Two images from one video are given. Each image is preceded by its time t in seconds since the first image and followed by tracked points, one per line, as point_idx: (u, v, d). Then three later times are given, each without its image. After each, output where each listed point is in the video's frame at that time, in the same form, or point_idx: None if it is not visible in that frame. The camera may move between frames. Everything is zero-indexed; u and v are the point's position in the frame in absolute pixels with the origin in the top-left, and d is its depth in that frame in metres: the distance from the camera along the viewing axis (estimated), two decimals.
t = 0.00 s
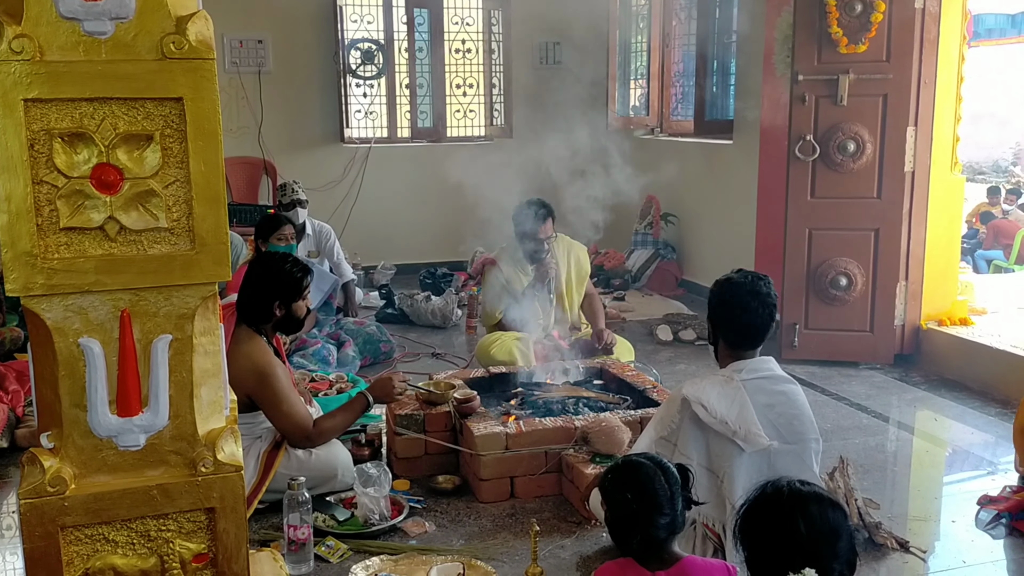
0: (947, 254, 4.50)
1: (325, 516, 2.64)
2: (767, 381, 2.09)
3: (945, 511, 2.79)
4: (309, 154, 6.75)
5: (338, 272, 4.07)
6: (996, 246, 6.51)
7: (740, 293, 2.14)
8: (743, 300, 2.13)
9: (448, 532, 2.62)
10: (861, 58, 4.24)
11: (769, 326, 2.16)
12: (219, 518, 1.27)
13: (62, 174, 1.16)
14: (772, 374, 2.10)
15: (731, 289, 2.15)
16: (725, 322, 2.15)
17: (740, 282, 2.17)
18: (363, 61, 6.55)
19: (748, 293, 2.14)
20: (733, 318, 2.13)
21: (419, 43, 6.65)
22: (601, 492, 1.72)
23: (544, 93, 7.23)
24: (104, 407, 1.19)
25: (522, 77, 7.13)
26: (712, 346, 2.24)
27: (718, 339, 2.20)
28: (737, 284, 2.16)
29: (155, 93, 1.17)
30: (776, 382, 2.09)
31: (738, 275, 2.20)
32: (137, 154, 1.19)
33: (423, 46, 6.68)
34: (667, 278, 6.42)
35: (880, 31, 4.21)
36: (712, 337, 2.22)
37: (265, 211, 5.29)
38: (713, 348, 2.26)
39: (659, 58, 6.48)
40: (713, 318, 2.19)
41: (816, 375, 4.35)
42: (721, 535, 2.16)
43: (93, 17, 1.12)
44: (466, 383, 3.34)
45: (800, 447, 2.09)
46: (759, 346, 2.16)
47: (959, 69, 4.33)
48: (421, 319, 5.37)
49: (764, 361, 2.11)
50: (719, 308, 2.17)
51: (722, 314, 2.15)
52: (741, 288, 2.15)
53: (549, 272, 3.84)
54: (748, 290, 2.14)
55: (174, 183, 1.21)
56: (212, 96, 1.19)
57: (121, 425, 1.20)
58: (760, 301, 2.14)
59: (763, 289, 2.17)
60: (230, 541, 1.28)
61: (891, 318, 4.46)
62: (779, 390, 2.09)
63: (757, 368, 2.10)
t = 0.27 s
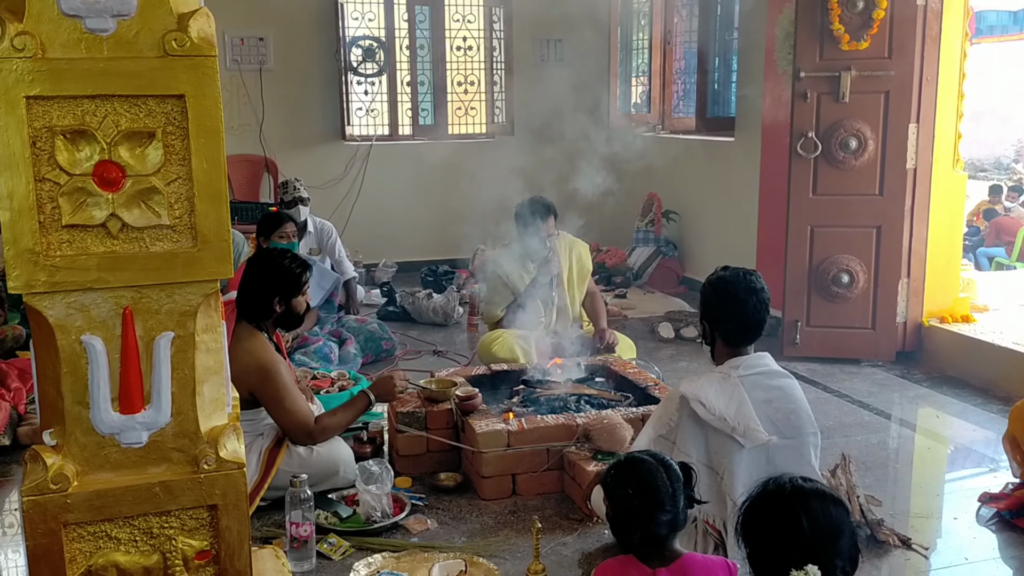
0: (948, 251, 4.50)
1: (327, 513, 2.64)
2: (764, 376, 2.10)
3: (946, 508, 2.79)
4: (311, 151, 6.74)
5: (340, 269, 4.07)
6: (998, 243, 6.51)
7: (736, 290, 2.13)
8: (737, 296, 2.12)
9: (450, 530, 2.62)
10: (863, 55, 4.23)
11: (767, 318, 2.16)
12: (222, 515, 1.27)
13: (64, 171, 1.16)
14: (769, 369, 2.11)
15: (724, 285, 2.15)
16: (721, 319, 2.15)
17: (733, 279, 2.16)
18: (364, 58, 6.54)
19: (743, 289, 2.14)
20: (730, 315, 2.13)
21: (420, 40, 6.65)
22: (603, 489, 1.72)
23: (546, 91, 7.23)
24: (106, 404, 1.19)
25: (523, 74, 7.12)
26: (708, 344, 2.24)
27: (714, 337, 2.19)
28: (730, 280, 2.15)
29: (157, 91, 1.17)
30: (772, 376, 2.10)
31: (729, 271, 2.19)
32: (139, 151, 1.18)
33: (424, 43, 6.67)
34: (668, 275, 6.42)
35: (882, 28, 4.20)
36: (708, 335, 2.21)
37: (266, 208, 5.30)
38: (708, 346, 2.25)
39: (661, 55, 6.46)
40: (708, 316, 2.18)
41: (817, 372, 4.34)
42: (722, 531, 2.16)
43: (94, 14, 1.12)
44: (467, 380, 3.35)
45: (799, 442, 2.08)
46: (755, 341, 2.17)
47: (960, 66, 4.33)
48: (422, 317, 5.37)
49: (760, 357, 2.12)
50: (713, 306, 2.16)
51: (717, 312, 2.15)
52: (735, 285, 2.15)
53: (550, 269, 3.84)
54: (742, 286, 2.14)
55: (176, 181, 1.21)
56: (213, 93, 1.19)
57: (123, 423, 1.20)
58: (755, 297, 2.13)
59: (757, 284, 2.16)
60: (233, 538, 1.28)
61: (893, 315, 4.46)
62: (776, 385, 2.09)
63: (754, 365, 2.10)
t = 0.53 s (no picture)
0: (950, 250, 4.50)
1: (328, 513, 2.64)
2: (761, 374, 2.09)
3: (948, 508, 2.79)
4: (312, 151, 6.74)
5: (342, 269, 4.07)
6: (999, 242, 6.51)
7: (732, 290, 2.13)
8: (733, 296, 2.12)
9: (451, 530, 2.62)
10: (864, 54, 4.23)
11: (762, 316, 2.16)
12: (223, 515, 1.27)
13: (65, 172, 1.16)
14: (765, 367, 2.10)
15: (719, 286, 2.14)
16: (717, 321, 2.14)
17: (727, 279, 2.16)
18: (365, 58, 6.54)
19: (739, 289, 2.14)
20: (727, 316, 2.13)
21: (421, 40, 6.65)
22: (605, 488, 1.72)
23: (547, 90, 7.22)
24: (107, 404, 1.19)
25: (524, 74, 7.12)
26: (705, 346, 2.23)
27: (710, 337, 2.19)
28: (725, 280, 2.15)
29: (158, 91, 1.17)
30: (770, 374, 2.10)
31: (721, 271, 2.19)
32: (141, 152, 1.19)
33: (425, 43, 6.67)
34: (669, 275, 6.42)
35: (883, 27, 4.20)
36: (704, 336, 2.21)
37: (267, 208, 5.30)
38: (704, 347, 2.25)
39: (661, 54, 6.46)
40: (704, 317, 2.18)
41: (818, 371, 4.34)
42: (722, 529, 2.17)
43: (95, 15, 1.12)
44: (468, 379, 3.34)
45: (797, 439, 2.09)
46: (751, 340, 2.17)
47: (962, 65, 4.33)
48: (423, 317, 5.38)
49: (757, 355, 2.11)
50: (709, 308, 2.15)
51: (713, 313, 2.14)
52: (729, 285, 2.14)
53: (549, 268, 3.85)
54: (737, 286, 2.13)
55: (177, 181, 1.21)
56: (214, 93, 1.19)
57: (125, 423, 1.20)
58: (750, 297, 2.13)
59: (751, 284, 2.16)
60: (234, 537, 1.28)
61: (894, 314, 4.45)
62: (773, 383, 2.09)
63: (750, 363, 2.09)
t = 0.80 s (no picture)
0: (951, 250, 4.50)
1: (329, 513, 2.64)
2: (756, 372, 2.10)
3: (949, 508, 2.78)
4: (312, 151, 6.75)
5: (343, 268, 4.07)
6: (1001, 242, 6.50)
7: (726, 292, 2.13)
8: (727, 298, 2.12)
9: (452, 529, 2.62)
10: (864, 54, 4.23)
11: (756, 315, 2.16)
12: (224, 515, 1.27)
13: (66, 172, 1.16)
14: (760, 365, 2.11)
15: (712, 288, 2.14)
16: (712, 322, 2.14)
17: (719, 280, 2.15)
18: (366, 58, 6.55)
19: (733, 291, 2.13)
20: (721, 318, 2.13)
21: (422, 40, 6.65)
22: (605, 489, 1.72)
23: (547, 90, 7.22)
24: (108, 404, 1.19)
25: (524, 74, 7.12)
26: (699, 346, 2.24)
27: (705, 338, 2.19)
28: (717, 282, 2.14)
29: (158, 91, 1.17)
30: (765, 372, 2.10)
31: (713, 272, 2.19)
32: (142, 152, 1.19)
33: (425, 42, 6.67)
34: (670, 274, 6.42)
35: (884, 27, 4.19)
36: (699, 337, 2.21)
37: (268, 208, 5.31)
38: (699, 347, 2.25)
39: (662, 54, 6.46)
40: (698, 318, 2.17)
41: (819, 371, 4.34)
42: (722, 528, 2.16)
43: (96, 15, 1.12)
44: (469, 379, 3.34)
45: (795, 436, 2.08)
46: (745, 339, 2.17)
47: (963, 65, 4.32)
48: (424, 316, 5.38)
49: (751, 353, 2.13)
50: (704, 310, 2.15)
51: (708, 315, 2.14)
52: (723, 287, 2.14)
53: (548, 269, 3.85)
54: (730, 288, 2.13)
55: (178, 181, 1.21)
56: (215, 93, 1.19)
57: (125, 423, 1.20)
58: (744, 298, 2.13)
59: (743, 284, 2.15)
60: (235, 537, 1.28)
61: (895, 314, 4.45)
62: (768, 380, 2.09)
63: (745, 362, 2.11)
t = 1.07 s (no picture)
0: (950, 248, 4.50)
1: (329, 512, 2.64)
2: (747, 367, 2.11)
3: (949, 506, 2.79)
4: (312, 150, 6.75)
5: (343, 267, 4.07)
6: (1000, 241, 6.50)
7: (715, 293, 2.12)
8: (716, 299, 2.11)
9: (452, 529, 2.62)
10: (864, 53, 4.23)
11: (746, 314, 2.16)
12: (223, 514, 1.27)
13: (65, 171, 1.16)
14: (751, 359, 2.13)
15: (701, 290, 2.13)
16: (701, 323, 2.15)
17: (709, 281, 2.14)
18: (365, 57, 6.55)
19: (722, 292, 2.12)
20: (710, 319, 2.13)
21: (421, 39, 6.65)
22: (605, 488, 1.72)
23: (546, 89, 7.22)
24: (108, 403, 1.19)
25: (524, 73, 7.12)
26: (689, 345, 2.24)
27: (695, 339, 2.20)
28: (706, 283, 2.14)
29: (158, 90, 1.17)
30: (755, 366, 2.12)
31: (702, 272, 2.18)
32: (141, 151, 1.19)
33: (425, 42, 6.67)
34: (669, 273, 6.42)
35: (883, 25, 4.19)
36: (689, 338, 2.22)
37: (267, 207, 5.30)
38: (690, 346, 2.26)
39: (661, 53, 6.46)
40: (687, 319, 2.18)
41: (819, 370, 4.34)
42: (723, 525, 2.15)
43: (95, 14, 1.12)
44: (469, 379, 3.34)
45: (787, 428, 2.11)
46: (735, 338, 2.17)
47: (962, 63, 4.32)
48: (424, 316, 5.38)
49: (739, 348, 2.14)
50: (693, 311, 2.15)
51: (697, 316, 2.15)
52: (712, 287, 2.13)
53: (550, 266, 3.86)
54: (719, 289, 2.12)
55: (177, 180, 1.21)
56: (214, 92, 1.19)
57: (125, 422, 1.20)
58: (733, 298, 2.12)
59: (732, 284, 2.15)
60: (235, 536, 1.28)
61: (894, 313, 4.45)
62: (759, 374, 2.11)
63: (736, 358, 2.12)
